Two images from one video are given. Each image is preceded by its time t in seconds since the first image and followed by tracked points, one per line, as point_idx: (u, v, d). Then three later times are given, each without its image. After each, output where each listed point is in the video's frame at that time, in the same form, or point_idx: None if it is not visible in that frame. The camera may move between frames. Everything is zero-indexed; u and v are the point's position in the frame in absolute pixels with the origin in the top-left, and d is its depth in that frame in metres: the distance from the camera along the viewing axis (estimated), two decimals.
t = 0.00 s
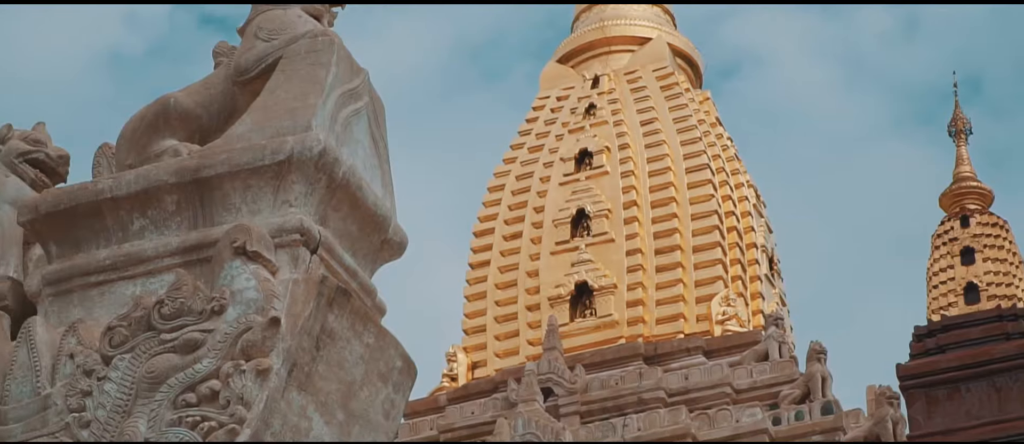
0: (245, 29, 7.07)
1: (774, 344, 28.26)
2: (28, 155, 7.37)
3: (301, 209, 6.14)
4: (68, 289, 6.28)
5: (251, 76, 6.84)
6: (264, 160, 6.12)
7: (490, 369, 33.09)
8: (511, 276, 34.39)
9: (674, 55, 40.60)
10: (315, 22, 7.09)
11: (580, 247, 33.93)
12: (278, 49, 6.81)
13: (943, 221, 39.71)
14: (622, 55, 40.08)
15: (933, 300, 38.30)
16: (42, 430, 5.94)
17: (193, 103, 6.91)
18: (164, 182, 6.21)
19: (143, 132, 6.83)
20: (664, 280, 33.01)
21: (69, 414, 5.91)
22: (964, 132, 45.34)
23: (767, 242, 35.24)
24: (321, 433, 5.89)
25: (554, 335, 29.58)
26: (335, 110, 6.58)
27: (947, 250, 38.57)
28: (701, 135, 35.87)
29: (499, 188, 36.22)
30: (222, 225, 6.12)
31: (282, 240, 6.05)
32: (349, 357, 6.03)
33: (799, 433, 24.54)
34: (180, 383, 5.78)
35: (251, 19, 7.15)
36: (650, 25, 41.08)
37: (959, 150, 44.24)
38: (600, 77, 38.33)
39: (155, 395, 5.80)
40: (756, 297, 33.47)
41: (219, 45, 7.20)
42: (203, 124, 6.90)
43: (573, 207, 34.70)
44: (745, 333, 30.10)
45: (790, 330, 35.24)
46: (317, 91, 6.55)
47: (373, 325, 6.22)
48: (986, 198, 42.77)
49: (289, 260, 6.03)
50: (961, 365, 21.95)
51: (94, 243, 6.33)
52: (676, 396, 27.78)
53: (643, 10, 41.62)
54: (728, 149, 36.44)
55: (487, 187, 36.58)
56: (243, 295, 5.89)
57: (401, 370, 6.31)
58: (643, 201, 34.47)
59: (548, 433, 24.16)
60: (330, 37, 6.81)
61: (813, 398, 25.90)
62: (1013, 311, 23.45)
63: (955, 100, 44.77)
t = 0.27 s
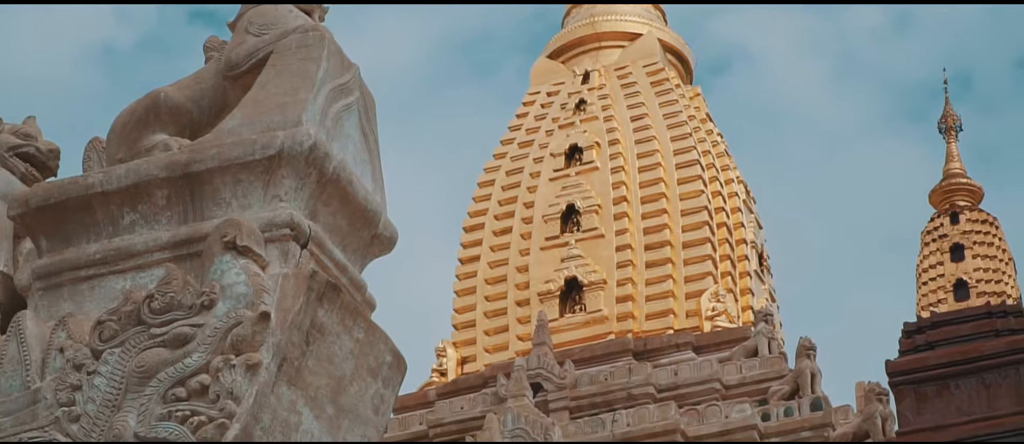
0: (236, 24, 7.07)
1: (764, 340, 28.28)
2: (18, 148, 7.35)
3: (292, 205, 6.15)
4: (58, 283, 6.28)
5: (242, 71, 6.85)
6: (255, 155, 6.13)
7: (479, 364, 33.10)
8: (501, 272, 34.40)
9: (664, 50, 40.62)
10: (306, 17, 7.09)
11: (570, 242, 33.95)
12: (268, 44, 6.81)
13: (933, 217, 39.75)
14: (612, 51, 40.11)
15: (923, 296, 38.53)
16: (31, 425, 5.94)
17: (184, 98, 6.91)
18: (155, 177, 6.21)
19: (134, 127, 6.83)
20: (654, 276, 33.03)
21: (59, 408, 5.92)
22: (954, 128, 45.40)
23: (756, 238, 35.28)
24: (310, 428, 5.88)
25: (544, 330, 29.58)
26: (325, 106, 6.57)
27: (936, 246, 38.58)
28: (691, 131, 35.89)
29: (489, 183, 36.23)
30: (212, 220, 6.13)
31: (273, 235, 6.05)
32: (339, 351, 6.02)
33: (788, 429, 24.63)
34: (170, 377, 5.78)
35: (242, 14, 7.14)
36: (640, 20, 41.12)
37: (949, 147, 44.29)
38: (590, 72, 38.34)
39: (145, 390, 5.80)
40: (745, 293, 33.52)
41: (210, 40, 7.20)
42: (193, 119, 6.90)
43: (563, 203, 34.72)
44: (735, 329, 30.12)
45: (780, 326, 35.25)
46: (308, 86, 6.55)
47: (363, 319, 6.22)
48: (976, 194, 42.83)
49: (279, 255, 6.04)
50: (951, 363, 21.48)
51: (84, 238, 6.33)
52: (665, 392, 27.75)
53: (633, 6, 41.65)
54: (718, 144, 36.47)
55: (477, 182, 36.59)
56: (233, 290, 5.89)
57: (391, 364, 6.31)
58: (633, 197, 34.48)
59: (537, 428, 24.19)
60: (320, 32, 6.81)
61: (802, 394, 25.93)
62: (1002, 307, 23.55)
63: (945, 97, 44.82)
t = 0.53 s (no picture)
0: (225, 19, 7.07)
1: (752, 336, 28.30)
2: (8, 142, 7.36)
3: (280, 199, 6.15)
4: (46, 277, 6.28)
5: (231, 66, 6.86)
6: (244, 149, 6.13)
7: (467, 359, 33.11)
8: (489, 267, 34.39)
9: (653, 46, 40.65)
10: (295, 12, 7.09)
11: (558, 238, 33.97)
12: (258, 38, 6.82)
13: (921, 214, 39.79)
14: (601, 46, 40.14)
15: (910, 293, 38.50)
16: (19, 418, 5.95)
17: (173, 92, 6.91)
18: (143, 171, 6.21)
19: (123, 121, 6.83)
20: (642, 272, 33.06)
21: (47, 402, 5.93)
22: (942, 125, 45.49)
23: (744, 234, 35.32)
24: (297, 422, 5.90)
25: (532, 326, 29.61)
26: (314, 101, 6.57)
27: (925, 243, 38.65)
28: (680, 127, 35.93)
29: (478, 179, 36.25)
30: (201, 214, 6.13)
31: (261, 230, 6.06)
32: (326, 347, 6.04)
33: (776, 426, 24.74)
34: (157, 372, 5.78)
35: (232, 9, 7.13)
36: (629, 16, 41.15)
37: (937, 144, 44.36)
38: (579, 68, 38.36)
39: (133, 385, 5.80)
40: (733, 288, 33.56)
41: (199, 34, 7.20)
42: (182, 114, 6.90)
43: (551, 198, 34.74)
44: (724, 325, 30.15)
45: (768, 322, 35.28)
46: (297, 81, 6.56)
47: (350, 314, 6.23)
48: (964, 191, 42.90)
49: (268, 249, 6.04)
50: (939, 360, 21.55)
51: (73, 232, 6.33)
52: (653, 387, 27.82)
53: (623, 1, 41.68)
54: (706, 141, 36.53)
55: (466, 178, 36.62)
56: (221, 284, 5.90)
57: (378, 360, 6.33)
58: (621, 193, 34.50)
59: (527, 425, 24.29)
60: (309, 26, 6.82)
61: (790, 390, 25.95)
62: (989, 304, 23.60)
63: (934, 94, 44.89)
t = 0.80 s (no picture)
0: (212, 13, 7.07)
1: (737, 333, 28.34)
2: None
3: (266, 193, 6.16)
4: (33, 270, 6.28)
5: (218, 60, 6.87)
6: (230, 144, 6.13)
7: (453, 354, 33.13)
8: (475, 262, 34.42)
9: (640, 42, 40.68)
10: (282, 7, 7.09)
11: (544, 233, 33.98)
12: (244, 33, 6.82)
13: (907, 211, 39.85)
14: (588, 42, 40.16)
15: (895, 289, 38.58)
16: (6, 412, 5.96)
17: (160, 87, 6.92)
18: (129, 165, 6.21)
19: (109, 116, 6.83)
20: (628, 268, 33.08)
21: (33, 395, 5.94)
22: (928, 122, 45.55)
23: (730, 230, 35.34)
24: (283, 417, 5.89)
25: (518, 321, 29.63)
26: (301, 96, 6.57)
27: (911, 240, 38.70)
28: (666, 123, 35.96)
29: (464, 174, 36.28)
30: (188, 209, 6.13)
31: (247, 224, 6.06)
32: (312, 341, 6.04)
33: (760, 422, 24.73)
34: (143, 366, 5.80)
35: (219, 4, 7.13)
36: (616, 11, 41.19)
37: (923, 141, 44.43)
38: (565, 63, 38.38)
39: (119, 378, 5.82)
40: (719, 284, 33.58)
41: (186, 29, 7.19)
42: (169, 108, 6.91)
43: (537, 194, 34.76)
44: (709, 321, 30.17)
45: (753, 318, 35.30)
46: (283, 76, 6.57)
47: (336, 309, 6.23)
48: (950, 188, 42.98)
49: (253, 244, 6.05)
50: (923, 356, 21.43)
51: (59, 226, 6.33)
52: (638, 383, 27.80)
53: None
54: (693, 137, 36.56)
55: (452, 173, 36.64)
56: (208, 279, 5.90)
57: (364, 355, 6.33)
58: (608, 189, 34.52)
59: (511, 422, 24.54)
60: (296, 21, 6.82)
61: (775, 387, 26.00)
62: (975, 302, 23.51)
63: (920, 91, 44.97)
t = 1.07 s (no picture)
0: (197, 8, 7.06)
1: (720, 329, 28.36)
2: None
3: (250, 188, 6.16)
4: (16, 264, 6.29)
5: (203, 54, 6.87)
6: (215, 138, 6.13)
7: (436, 350, 33.13)
8: (459, 258, 34.44)
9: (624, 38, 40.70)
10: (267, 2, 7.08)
11: (527, 229, 33.97)
12: (229, 28, 6.83)
13: (891, 209, 39.93)
14: (572, 38, 40.16)
15: (879, 287, 38.70)
16: None
17: (144, 81, 6.92)
18: (114, 159, 6.21)
19: (94, 110, 6.84)
20: (611, 264, 33.10)
21: (16, 389, 5.96)
22: (912, 120, 45.63)
23: (714, 227, 35.36)
24: (266, 412, 5.90)
25: (501, 316, 29.66)
26: (285, 91, 6.57)
27: (894, 238, 38.74)
28: (650, 119, 35.99)
29: (448, 169, 36.31)
30: (171, 203, 6.13)
31: (231, 219, 6.06)
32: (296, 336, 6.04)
33: (743, 419, 24.77)
34: (127, 360, 5.81)
35: None
36: (601, 8, 41.20)
37: (907, 138, 44.52)
38: (550, 59, 38.41)
39: (102, 371, 5.83)
40: (702, 281, 33.61)
41: (170, 24, 7.19)
42: (153, 102, 6.91)
43: (521, 190, 34.76)
44: (692, 318, 30.17)
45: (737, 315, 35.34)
46: (267, 71, 6.57)
47: (320, 304, 6.24)
48: (933, 186, 43.07)
49: (237, 238, 6.05)
50: (905, 354, 21.45)
51: (43, 219, 6.33)
52: (621, 379, 27.81)
53: None
54: (677, 133, 36.57)
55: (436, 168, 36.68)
56: (191, 273, 5.91)
57: (347, 350, 6.35)
58: (592, 185, 34.53)
59: (495, 413, 24.78)
60: (280, 16, 6.82)
61: (759, 384, 26.04)
62: (958, 300, 23.53)
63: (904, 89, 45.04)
